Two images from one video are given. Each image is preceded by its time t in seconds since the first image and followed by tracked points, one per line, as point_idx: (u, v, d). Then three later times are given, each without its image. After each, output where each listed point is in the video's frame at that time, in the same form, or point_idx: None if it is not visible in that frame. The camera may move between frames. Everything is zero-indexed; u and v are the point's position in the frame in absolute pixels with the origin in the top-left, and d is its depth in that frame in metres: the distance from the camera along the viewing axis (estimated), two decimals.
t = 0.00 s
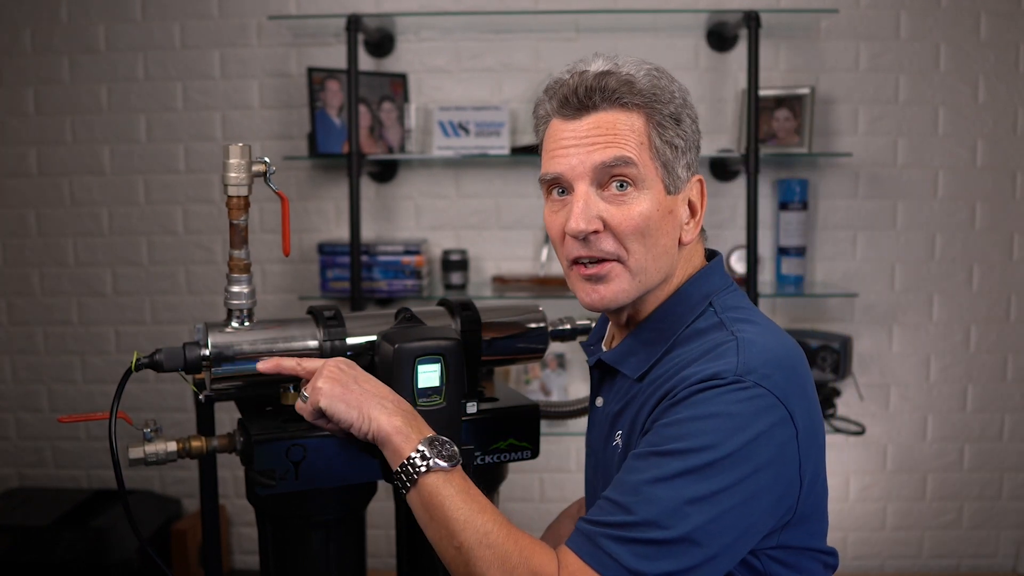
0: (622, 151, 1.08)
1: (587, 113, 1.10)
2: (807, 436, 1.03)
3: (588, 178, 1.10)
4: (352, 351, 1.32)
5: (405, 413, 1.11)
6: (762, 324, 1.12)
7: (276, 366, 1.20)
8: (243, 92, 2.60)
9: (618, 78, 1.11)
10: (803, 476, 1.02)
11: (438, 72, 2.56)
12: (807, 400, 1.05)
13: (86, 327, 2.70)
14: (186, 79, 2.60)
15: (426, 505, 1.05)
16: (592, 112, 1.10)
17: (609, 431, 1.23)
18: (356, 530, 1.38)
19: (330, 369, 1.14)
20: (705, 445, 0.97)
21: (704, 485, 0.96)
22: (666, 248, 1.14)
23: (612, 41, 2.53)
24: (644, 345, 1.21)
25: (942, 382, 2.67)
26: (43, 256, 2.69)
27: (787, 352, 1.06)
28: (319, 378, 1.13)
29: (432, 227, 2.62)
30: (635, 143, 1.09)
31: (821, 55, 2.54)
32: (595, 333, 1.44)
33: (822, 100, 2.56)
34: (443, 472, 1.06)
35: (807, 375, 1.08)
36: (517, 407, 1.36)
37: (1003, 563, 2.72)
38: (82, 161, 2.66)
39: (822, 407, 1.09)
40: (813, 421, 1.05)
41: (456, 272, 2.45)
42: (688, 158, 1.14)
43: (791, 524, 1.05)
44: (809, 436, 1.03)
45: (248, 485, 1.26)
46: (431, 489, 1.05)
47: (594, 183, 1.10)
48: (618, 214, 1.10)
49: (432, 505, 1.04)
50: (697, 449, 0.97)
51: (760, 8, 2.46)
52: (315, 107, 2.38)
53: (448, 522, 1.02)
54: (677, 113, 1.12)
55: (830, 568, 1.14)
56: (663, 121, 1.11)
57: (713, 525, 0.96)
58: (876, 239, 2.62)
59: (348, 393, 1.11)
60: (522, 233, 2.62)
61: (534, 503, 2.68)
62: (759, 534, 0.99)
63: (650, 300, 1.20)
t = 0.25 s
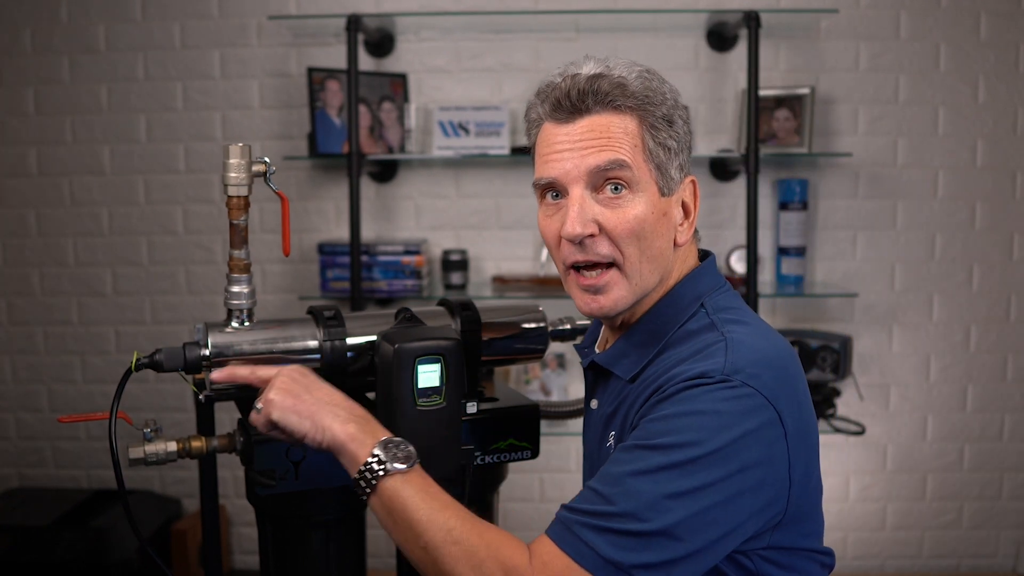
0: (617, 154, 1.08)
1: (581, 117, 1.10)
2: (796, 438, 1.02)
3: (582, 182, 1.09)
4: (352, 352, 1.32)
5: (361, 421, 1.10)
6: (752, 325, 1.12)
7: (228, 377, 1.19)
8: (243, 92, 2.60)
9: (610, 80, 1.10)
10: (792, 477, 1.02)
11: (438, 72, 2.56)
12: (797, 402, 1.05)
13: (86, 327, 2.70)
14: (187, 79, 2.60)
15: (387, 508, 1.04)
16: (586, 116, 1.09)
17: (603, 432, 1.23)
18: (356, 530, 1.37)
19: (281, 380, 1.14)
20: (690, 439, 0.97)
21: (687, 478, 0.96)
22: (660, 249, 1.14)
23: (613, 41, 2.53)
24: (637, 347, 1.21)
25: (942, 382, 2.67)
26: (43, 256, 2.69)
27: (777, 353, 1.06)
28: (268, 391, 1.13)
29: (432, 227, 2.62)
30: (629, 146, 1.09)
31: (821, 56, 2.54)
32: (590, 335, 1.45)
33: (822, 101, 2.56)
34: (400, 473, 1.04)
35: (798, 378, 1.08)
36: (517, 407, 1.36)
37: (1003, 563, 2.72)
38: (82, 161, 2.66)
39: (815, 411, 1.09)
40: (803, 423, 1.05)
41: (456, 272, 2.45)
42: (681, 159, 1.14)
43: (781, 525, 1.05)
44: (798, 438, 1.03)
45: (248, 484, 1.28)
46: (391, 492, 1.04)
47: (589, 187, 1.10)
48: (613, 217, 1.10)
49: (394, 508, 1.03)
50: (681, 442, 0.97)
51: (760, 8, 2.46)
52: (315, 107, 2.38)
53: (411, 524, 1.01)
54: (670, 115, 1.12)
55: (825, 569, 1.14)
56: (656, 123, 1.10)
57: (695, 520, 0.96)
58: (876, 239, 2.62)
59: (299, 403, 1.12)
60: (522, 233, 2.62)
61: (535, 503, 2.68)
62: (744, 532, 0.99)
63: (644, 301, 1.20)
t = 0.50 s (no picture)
0: (613, 152, 1.08)
1: (578, 115, 1.10)
2: (790, 439, 1.02)
3: (579, 180, 1.09)
4: (352, 352, 1.31)
5: (352, 440, 1.13)
6: (745, 326, 1.11)
7: (230, 378, 1.21)
8: (243, 92, 2.60)
9: (608, 79, 1.10)
10: (786, 477, 1.02)
11: (438, 72, 2.56)
12: (791, 404, 1.04)
13: (86, 327, 2.70)
14: (186, 79, 2.60)
15: (386, 527, 1.06)
16: (583, 114, 1.09)
17: (598, 433, 1.23)
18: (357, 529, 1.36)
19: (279, 393, 1.17)
20: (684, 446, 0.97)
21: (681, 487, 0.96)
22: (657, 249, 1.14)
23: (613, 41, 2.53)
24: (631, 348, 1.21)
25: (942, 382, 2.67)
26: (42, 256, 2.69)
27: (770, 354, 1.06)
28: (265, 402, 1.15)
29: (432, 227, 2.62)
30: (626, 144, 1.08)
31: (821, 56, 2.54)
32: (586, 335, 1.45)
33: (822, 101, 2.56)
34: (398, 492, 1.07)
35: (791, 378, 1.07)
36: (518, 407, 1.37)
37: (1003, 563, 2.72)
38: (82, 161, 2.66)
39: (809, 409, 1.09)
40: (797, 425, 1.04)
41: (456, 272, 2.45)
42: (678, 159, 1.14)
43: (775, 526, 1.05)
44: (792, 438, 1.03)
45: (248, 485, 1.29)
46: (389, 511, 1.06)
47: (585, 185, 1.10)
48: (610, 215, 1.10)
49: (392, 523, 1.05)
50: (675, 450, 0.97)
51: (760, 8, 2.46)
52: (315, 107, 2.38)
53: (411, 542, 1.04)
54: (667, 114, 1.12)
55: (821, 569, 1.14)
56: (653, 122, 1.10)
57: (691, 526, 0.96)
58: (876, 239, 2.62)
59: (294, 418, 1.14)
60: (522, 233, 2.61)
61: (534, 503, 2.68)
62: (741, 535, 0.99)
63: (639, 301, 1.20)
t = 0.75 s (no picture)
0: (604, 159, 1.07)
1: (567, 122, 1.09)
2: (784, 444, 1.02)
3: (569, 188, 1.09)
4: (352, 352, 1.31)
5: (352, 447, 1.14)
6: (739, 332, 1.11)
7: (234, 383, 1.21)
8: (243, 92, 2.60)
9: (597, 85, 1.10)
10: (781, 482, 1.02)
11: (438, 72, 2.56)
12: (785, 410, 1.04)
13: (86, 327, 2.70)
14: (186, 79, 2.60)
15: (383, 534, 1.06)
16: (572, 121, 1.09)
17: (594, 439, 1.23)
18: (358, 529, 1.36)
19: (284, 397, 1.18)
20: (678, 456, 0.97)
21: (676, 496, 0.96)
22: (650, 255, 1.14)
23: (613, 41, 2.53)
24: (625, 354, 1.21)
25: (942, 382, 2.67)
26: (42, 256, 2.69)
27: (764, 360, 1.06)
28: (270, 404, 1.16)
29: (431, 227, 2.62)
30: (617, 151, 1.08)
31: (821, 55, 2.54)
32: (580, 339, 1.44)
33: (822, 101, 2.56)
34: (395, 500, 1.07)
35: (786, 383, 1.07)
36: (518, 407, 1.37)
37: (1003, 563, 2.72)
38: (82, 161, 2.66)
39: (803, 412, 1.09)
40: (792, 430, 1.04)
41: (456, 272, 2.45)
42: (669, 164, 1.14)
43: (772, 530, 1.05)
44: (786, 443, 1.03)
45: (248, 485, 1.29)
46: (386, 518, 1.06)
47: (576, 193, 1.10)
48: (602, 223, 1.09)
49: (388, 529, 1.06)
50: (670, 459, 0.97)
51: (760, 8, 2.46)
52: (315, 107, 2.38)
53: (407, 549, 1.04)
54: (657, 119, 1.12)
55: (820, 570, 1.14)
56: (644, 128, 1.10)
57: (687, 534, 0.96)
58: (876, 240, 2.62)
59: (298, 422, 1.15)
60: (522, 233, 2.61)
61: (534, 503, 2.68)
62: (737, 541, 0.99)
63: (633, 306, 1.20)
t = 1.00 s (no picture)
0: (592, 163, 1.07)
1: (555, 126, 1.08)
2: (773, 452, 0.98)
3: (557, 193, 1.08)
4: (352, 352, 1.31)
5: (322, 441, 1.08)
6: (728, 333, 1.08)
7: (195, 387, 1.10)
8: (243, 92, 2.60)
9: (585, 88, 1.09)
10: (767, 491, 0.98)
11: (438, 72, 2.56)
12: (774, 416, 1.00)
13: (86, 327, 2.70)
14: (187, 79, 2.60)
15: (349, 526, 0.99)
16: (560, 124, 1.08)
17: (587, 441, 1.23)
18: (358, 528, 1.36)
19: (251, 396, 1.09)
20: (661, 449, 0.92)
21: (655, 489, 0.91)
22: (639, 258, 1.13)
23: (613, 42, 2.53)
24: (616, 356, 1.21)
25: (942, 382, 2.67)
26: (42, 256, 2.69)
27: (755, 364, 1.03)
28: (238, 404, 1.07)
29: (432, 227, 2.62)
30: (604, 154, 1.07)
31: (822, 55, 2.54)
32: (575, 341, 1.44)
33: (822, 101, 2.56)
34: (361, 489, 1.01)
35: (777, 390, 1.04)
36: (517, 407, 1.37)
37: (1003, 564, 2.72)
38: (82, 161, 2.66)
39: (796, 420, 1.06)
40: (780, 437, 1.00)
41: (456, 272, 2.45)
42: (659, 166, 1.14)
43: (761, 535, 1.01)
44: (775, 448, 0.99)
45: (248, 485, 1.29)
46: (352, 508, 1.00)
47: (564, 197, 1.09)
48: (590, 226, 1.09)
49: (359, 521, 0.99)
50: (650, 452, 0.92)
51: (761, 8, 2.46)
52: (315, 107, 2.38)
53: (374, 538, 0.97)
54: (646, 121, 1.11)
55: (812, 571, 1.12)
56: (633, 131, 1.09)
57: (663, 531, 0.91)
58: (876, 240, 2.62)
59: (268, 420, 1.07)
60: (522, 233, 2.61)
61: (534, 503, 2.68)
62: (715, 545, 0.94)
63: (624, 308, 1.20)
